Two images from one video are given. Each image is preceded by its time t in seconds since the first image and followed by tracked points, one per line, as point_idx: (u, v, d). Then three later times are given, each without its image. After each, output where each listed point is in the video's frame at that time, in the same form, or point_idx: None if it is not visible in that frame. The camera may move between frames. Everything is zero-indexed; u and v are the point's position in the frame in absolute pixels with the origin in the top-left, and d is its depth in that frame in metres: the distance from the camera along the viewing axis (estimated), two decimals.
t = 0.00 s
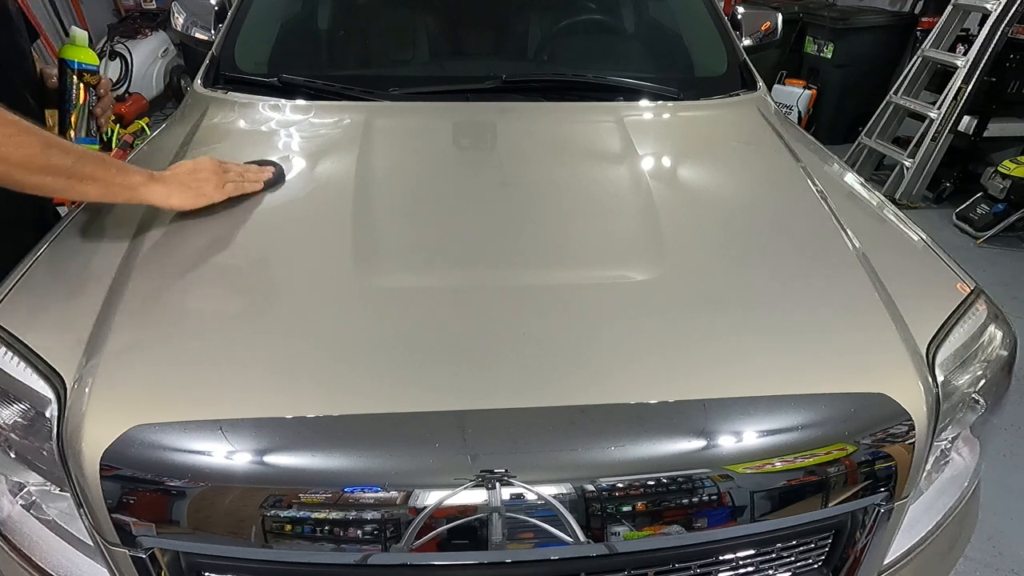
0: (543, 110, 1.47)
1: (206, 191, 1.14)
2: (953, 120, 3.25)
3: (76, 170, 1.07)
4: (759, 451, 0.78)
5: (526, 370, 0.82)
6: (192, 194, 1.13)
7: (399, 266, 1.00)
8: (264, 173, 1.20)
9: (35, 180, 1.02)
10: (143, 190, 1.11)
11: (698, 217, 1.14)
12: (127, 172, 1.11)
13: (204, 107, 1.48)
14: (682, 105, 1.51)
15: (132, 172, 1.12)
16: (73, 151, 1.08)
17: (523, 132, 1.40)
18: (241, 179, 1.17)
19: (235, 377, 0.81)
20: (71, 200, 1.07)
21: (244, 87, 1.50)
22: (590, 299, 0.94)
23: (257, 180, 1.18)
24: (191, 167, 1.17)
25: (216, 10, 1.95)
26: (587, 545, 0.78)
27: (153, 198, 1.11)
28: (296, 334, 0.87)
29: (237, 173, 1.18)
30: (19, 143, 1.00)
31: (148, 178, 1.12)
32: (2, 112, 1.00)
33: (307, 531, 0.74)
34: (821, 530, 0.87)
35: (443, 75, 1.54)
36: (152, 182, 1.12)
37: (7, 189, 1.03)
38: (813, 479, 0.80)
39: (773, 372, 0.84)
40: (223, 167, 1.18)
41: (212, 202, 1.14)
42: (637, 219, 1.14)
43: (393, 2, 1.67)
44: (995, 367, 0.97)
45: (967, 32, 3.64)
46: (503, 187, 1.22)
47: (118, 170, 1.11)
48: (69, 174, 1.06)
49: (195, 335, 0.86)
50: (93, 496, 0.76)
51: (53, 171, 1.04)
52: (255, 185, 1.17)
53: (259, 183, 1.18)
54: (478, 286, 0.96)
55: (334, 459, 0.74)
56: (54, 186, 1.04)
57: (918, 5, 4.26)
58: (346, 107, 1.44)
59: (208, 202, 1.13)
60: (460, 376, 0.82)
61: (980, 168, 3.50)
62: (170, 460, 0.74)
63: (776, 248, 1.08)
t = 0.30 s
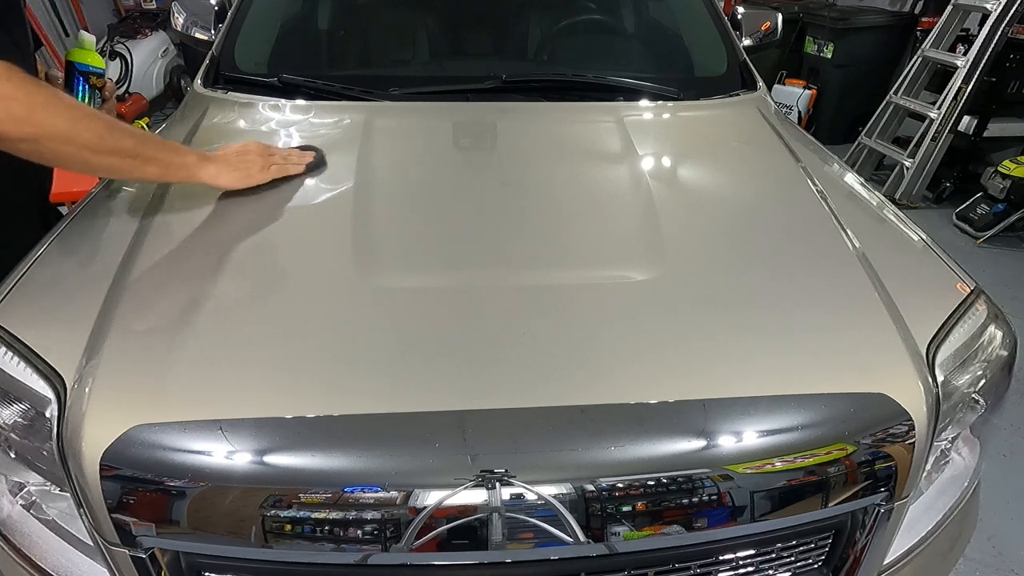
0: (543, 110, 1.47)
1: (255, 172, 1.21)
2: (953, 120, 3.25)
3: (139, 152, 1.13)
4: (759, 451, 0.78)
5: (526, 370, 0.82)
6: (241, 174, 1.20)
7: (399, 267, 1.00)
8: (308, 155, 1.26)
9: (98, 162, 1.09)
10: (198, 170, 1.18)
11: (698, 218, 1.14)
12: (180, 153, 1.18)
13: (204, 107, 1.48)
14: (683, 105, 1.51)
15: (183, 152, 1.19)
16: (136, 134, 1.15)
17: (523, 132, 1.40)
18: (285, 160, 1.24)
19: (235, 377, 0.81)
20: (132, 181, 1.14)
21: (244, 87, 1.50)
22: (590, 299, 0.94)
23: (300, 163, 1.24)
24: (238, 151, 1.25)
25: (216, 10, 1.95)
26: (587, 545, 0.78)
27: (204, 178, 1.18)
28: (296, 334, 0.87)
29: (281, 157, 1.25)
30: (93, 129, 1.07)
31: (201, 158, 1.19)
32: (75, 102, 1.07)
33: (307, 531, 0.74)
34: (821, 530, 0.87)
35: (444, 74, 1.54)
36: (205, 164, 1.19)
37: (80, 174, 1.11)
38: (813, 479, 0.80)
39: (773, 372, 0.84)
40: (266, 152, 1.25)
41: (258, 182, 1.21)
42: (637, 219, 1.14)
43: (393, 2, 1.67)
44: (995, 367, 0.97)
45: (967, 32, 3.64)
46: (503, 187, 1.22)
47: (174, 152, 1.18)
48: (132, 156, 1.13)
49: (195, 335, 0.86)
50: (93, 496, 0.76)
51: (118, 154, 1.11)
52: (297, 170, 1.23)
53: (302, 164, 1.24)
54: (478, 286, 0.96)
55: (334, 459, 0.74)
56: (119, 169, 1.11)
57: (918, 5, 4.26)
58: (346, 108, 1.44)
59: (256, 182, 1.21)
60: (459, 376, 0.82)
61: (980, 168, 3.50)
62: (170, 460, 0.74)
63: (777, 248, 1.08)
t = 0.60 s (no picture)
0: (543, 110, 1.47)
1: (260, 158, 1.26)
2: (953, 120, 3.25)
3: (151, 131, 1.21)
4: (759, 451, 0.78)
5: (526, 370, 0.82)
6: (246, 158, 1.25)
7: (399, 267, 1.00)
8: (319, 146, 1.31)
9: (113, 138, 1.17)
10: (207, 150, 1.24)
11: (698, 218, 1.14)
12: (195, 134, 1.25)
13: (204, 107, 1.48)
14: (682, 105, 1.51)
15: (197, 133, 1.25)
16: (153, 116, 1.23)
17: (523, 132, 1.40)
18: (292, 151, 1.28)
19: (234, 377, 0.81)
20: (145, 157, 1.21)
21: (244, 87, 1.50)
22: (590, 299, 0.94)
23: (308, 151, 1.28)
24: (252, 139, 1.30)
25: (216, 10, 1.95)
26: (587, 545, 0.78)
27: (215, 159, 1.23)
28: (296, 334, 0.87)
29: (289, 147, 1.29)
30: (109, 106, 1.16)
31: (213, 139, 1.25)
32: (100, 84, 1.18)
33: (307, 531, 0.74)
34: (821, 530, 0.87)
35: (444, 74, 1.54)
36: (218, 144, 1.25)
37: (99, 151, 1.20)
38: (813, 479, 0.80)
39: (773, 372, 0.84)
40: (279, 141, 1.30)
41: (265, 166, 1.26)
42: (637, 219, 1.14)
43: (393, 2, 1.67)
44: (995, 367, 0.97)
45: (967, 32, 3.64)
46: (503, 187, 1.23)
47: (186, 133, 1.24)
48: (144, 135, 1.20)
49: (195, 335, 0.86)
50: (93, 496, 0.76)
51: (131, 131, 1.18)
52: (302, 159, 1.26)
53: (308, 155, 1.27)
54: (478, 286, 0.96)
55: (334, 459, 0.74)
56: (130, 146, 1.19)
57: (918, 5, 4.26)
58: (346, 108, 1.44)
59: (261, 165, 1.25)
60: (460, 376, 0.82)
61: (980, 168, 3.50)
62: (170, 460, 0.74)
63: (776, 248, 1.08)
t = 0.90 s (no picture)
0: (543, 110, 1.47)
1: (240, 159, 1.26)
2: (953, 120, 3.25)
3: (131, 127, 1.21)
4: (759, 451, 0.78)
5: (526, 370, 0.82)
6: (227, 156, 1.25)
7: (399, 267, 1.00)
8: (305, 147, 1.29)
9: (92, 134, 1.18)
10: (188, 148, 1.24)
11: (698, 218, 1.14)
12: (178, 132, 1.25)
13: (204, 107, 1.48)
14: (682, 105, 1.51)
15: (178, 131, 1.26)
16: (134, 112, 1.24)
17: (523, 132, 1.40)
18: (275, 151, 1.28)
19: (234, 377, 0.81)
20: (124, 153, 1.22)
21: (244, 87, 1.50)
22: (590, 299, 0.94)
23: (294, 153, 1.27)
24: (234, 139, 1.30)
25: (216, 10, 1.95)
26: (587, 545, 0.78)
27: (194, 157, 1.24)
28: (296, 335, 0.87)
29: (272, 149, 1.28)
30: (89, 101, 1.16)
31: (195, 138, 1.26)
32: (76, 75, 1.17)
33: (307, 531, 0.74)
34: (821, 530, 0.87)
35: (444, 74, 1.54)
36: (199, 143, 1.26)
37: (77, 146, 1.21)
38: (813, 479, 0.80)
39: (773, 372, 0.84)
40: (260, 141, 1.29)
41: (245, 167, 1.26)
42: (637, 219, 1.14)
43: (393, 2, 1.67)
44: (995, 367, 0.97)
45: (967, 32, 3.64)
46: (503, 187, 1.23)
47: (170, 132, 1.25)
48: (124, 130, 1.21)
49: (195, 335, 0.86)
50: (93, 496, 0.76)
51: (111, 128, 1.20)
52: (288, 160, 1.26)
53: (294, 156, 1.26)
54: (478, 286, 0.96)
55: (334, 459, 0.74)
56: (110, 142, 1.20)
57: (918, 5, 4.26)
58: (346, 108, 1.44)
59: (241, 165, 1.25)
60: (460, 376, 0.82)
61: (979, 168, 3.50)
62: (170, 459, 0.74)
63: (776, 248, 1.08)
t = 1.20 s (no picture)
0: (543, 110, 1.47)
1: (212, 163, 1.23)
2: (953, 120, 3.25)
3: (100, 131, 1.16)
4: (759, 451, 0.78)
5: (526, 370, 0.82)
6: (200, 158, 1.23)
7: (399, 267, 1.00)
8: (283, 155, 1.27)
9: (54, 136, 1.11)
10: (160, 151, 1.22)
11: (698, 218, 1.14)
12: (146, 134, 1.22)
13: (204, 107, 1.48)
14: (682, 105, 1.51)
15: (147, 133, 1.23)
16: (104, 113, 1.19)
17: (523, 132, 1.40)
18: (251, 159, 1.25)
19: (234, 377, 0.81)
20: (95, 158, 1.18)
21: (244, 87, 1.50)
22: (590, 299, 0.94)
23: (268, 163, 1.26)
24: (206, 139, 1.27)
25: (216, 10, 1.96)
26: (587, 545, 0.78)
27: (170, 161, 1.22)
28: (296, 335, 0.87)
29: (249, 153, 1.26)
30: (57, 103, 1.09)
31: (167, 139, 1.23)
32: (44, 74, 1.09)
33: (307, 531, 0.74)
34: (821, 530, 0.86)
35: (444, 74, 1.54)
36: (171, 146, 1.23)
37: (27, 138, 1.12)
38: (813, 479, 0.80)
39: (773, 372, 0.84)
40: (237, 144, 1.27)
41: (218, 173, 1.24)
42: (637, 219, 1.14)
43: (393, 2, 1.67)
44: (995, 367, 0.97)
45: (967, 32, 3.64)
46: (503, 187, 1.22)
47: (139, 132, 1.22)
48: (93, 134, 1.16)
49: (195, 335, 0.86)
50: (93, 496, 0.76)
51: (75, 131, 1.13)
52: (262, 169, 1.24)
53: (271, 164, 1.25)
54: (478, 286, 0.96)
55: (334, 459, 0.74)
56: (81, 146, 1.15)
57: (918, 5, 4.26)
58: (346, 108, 1.44)
59: (213, 172, 1.23)
60: (459, 376, 0.82)
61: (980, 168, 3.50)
62: (170, 459, 0.74)
63: (776, 248, 1.08)
